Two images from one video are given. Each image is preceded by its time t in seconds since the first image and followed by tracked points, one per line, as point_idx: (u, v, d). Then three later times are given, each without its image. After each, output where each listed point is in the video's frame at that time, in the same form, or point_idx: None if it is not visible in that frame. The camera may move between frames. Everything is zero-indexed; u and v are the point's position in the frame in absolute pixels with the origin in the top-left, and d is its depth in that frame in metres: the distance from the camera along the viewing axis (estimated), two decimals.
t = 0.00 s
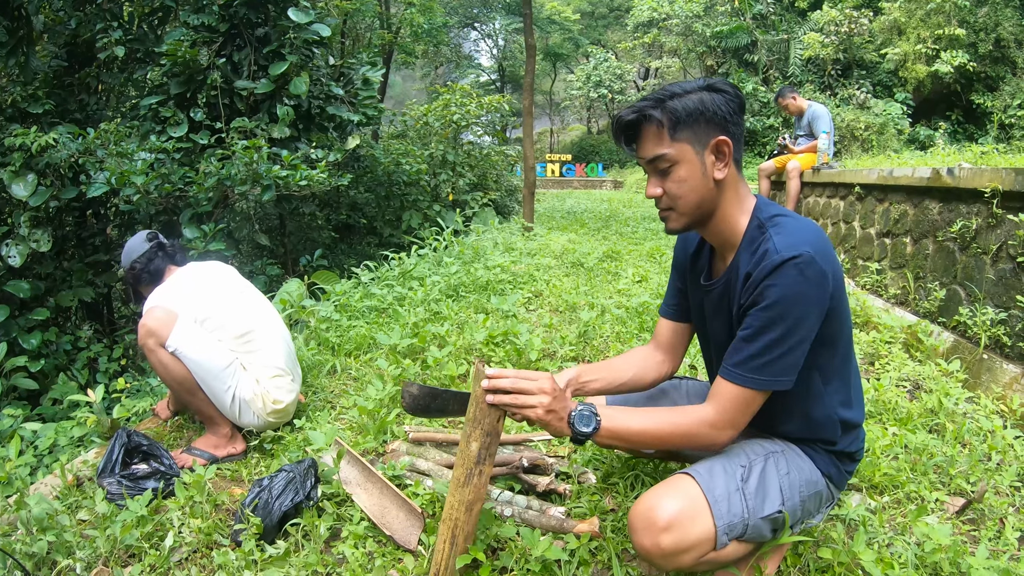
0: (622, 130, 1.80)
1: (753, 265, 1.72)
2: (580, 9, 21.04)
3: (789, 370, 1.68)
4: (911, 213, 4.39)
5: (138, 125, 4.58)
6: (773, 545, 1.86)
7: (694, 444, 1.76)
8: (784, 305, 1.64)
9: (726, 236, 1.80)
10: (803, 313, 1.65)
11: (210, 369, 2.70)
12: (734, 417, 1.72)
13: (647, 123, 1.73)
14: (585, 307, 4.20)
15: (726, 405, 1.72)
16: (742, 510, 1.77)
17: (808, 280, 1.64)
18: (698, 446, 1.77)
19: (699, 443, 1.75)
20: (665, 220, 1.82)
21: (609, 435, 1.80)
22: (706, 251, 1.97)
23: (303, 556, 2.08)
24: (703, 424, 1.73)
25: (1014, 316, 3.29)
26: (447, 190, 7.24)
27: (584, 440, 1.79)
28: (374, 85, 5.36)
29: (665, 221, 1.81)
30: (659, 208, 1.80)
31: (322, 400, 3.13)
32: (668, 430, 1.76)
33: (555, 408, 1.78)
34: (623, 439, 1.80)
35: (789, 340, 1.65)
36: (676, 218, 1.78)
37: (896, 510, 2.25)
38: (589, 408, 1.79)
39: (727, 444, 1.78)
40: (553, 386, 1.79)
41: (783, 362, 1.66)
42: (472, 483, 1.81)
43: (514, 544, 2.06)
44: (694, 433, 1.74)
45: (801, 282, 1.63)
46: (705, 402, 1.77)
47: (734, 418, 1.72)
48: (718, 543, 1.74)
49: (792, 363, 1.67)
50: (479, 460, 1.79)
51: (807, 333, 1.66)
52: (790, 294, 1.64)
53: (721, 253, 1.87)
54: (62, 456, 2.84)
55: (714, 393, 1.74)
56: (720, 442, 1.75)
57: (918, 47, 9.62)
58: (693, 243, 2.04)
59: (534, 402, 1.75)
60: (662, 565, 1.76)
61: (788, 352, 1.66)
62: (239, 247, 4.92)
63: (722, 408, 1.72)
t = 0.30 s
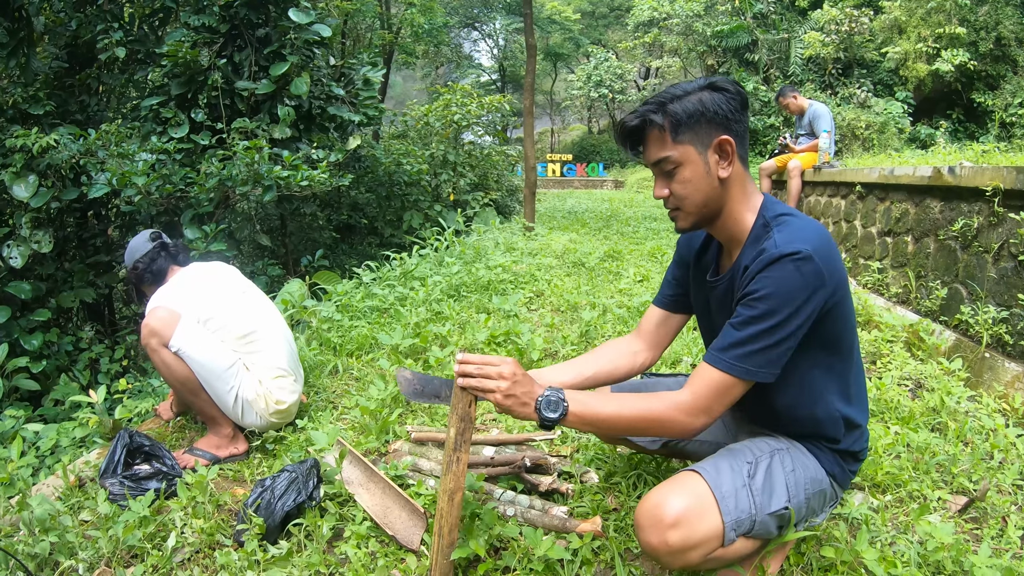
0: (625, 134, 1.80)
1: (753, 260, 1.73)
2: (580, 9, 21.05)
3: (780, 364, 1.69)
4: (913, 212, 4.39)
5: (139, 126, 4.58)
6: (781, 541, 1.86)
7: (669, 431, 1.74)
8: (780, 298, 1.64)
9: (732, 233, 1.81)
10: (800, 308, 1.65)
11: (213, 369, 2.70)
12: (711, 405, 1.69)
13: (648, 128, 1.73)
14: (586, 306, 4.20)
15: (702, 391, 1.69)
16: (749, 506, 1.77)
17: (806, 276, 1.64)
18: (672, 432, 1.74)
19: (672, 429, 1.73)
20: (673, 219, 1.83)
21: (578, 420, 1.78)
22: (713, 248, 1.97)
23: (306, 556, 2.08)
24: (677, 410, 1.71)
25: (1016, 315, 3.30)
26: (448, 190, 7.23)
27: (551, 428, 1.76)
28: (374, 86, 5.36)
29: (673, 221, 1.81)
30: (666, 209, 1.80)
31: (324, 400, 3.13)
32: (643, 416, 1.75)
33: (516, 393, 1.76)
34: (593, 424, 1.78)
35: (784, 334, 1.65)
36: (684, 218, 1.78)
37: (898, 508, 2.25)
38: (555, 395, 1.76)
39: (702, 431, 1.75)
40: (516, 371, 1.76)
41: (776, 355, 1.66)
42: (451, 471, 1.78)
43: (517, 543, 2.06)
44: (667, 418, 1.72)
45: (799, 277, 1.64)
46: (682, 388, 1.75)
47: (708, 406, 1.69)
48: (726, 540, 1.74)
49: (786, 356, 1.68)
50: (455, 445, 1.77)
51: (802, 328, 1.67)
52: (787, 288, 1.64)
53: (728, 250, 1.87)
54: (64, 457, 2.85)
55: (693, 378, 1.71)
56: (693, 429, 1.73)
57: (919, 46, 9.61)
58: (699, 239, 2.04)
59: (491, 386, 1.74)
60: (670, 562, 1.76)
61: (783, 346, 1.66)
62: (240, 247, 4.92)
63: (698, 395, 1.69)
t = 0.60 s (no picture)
0: (630, 128, 1.81)
1: (756, 255, 1.73)
2: (582, 9, 21.05)
3: (779, 359, 1.69)
4: (914, 213, 4.39)
5: (141, 127, 4.59)
6: (771, 538, 1.85)
7: (661, 413, 1.75)
8: (782, 293, 1.64)
9: (736, 230, 1.81)
10: (801, 304, 1.65)
11: (213, 369, 2.70)
12: (704, 390, 1.70)
13: (654, 123, 1.74)
14: (588, 306, 4.21)
15: (696, 375, 1.70)
16: (737, 501, 1.77)
17: (809, 272, 1.64)
18: (665, 415, 1.75)
19: (664, 411, 1.74)
20: (677, 215, 1.83)
21: (575, 403, 1.76)
22: (720, 245, 1.99)
23: (308, 555, 2.09)
24: (672, 392, 1.71)
25: (1017, 316, 3.30)
26: (450, 190, 7.24)
27: (550, 409, 1.75)
28: (375, 86, 5.37)
29: (677, 217, 1.82)
30: (670, 204, 1.80)
31: (326, 400, 3.14)
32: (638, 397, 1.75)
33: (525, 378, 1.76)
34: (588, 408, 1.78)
35: (784, 328, 1.65)
36: (688, 214, 1.78)
37: (900, 508, 2.25)
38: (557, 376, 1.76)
39: (692, 415, 1.76)
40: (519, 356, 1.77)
41: (775, 350, 1.67)
42: (455, 467, 1.76)
43: (519, 543, 2.06)
44: (661, 400, 1.73)
45: (801, 273, 1.64)
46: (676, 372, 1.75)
47: (702, 389, 1.69)
48: (714, 534, 1.75)
49: (784, 351, 1.69)
50: (459, 442, 1.74)
51: (801, 325, 1.67)
52: (788, 283, 1.64)
53: (732, 247, 1.88)
54: (66, 456, 2.85)
55: (688, 362, 1.72)
56: (685, 412, 1.74)
57: (920, 46, 9.62)
58: (706, 237, 2.08)
59: (497, 370, 1.73)
60: (658, 557, 1.76)
61: (782, 340, 1.66)
62: (242, 247, 4.93)
63: (692, 378, 1.70)
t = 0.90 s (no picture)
0: (623, 141, 1.80)
1: (757, 257, 1.73)
2: (584, 9, 21.02)
3: (779, 359, 1.69)
4: (917, 212, 4.38)
5: (142, 126, 4.59)
6: (775, 537, 1.85)
7: (655, 412, 1.75)
8: (782, 294, 1.63)
9: (737, 235, 1.81)
10: (802, 307, 1.65)
11: (216, 369, 2.70)
12: (699, 391, 1.70)
13: (647, 136, 1.73)
14: (589, 306, 4.21)
15: (693, 375, 1.69)
16: (741, 500, 1.77)
17: (810, 274, 1.64)
18: (658, 414, 1.75)
19: (658, 410, 1.74)
20: (677, 224, 1.83)
21: (569, 399, 1.75)
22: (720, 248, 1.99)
23: (309, 555, 2.09)
24: (667, 392, 1.71)
25: (1020, 315, 3.29)
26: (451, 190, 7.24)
27: (542, 403, 1.74)
28: (377, 85, 5.37)
29: (677, 226, 1.82)
30: (668, 215, 1.80)
31: (328, 399, 3.14)
32: (633, 395, 1.74)
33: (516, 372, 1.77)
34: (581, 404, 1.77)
35: (784, 330, 1.65)
36: (687, 223, 1.79)
37: (902, 508, 2.25)
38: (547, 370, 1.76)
39: (685, 415, 1.76)
40: (505, 350, 1.78)
41: (775, 351, 1.67)
42: (450, 460, 1.76)
43: (520, 543, 2.06)
44: (656, 400, 1.72)
45: (802, 275, 1.63)
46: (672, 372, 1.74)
47: (697, 391, 1.69)
48: (717, 533, 1.74)
49: (784, 352, 1.69)
50: (453, 433, 1.75)
51: (801, 326, 1.67)
52: (788, 285, 1.64)
53: (732, 253, 1.87)
54: (68, 456, 2.85)
55: (685, 361, 1.71)
56: (678, 412, 1.74)
57: (922, 46, 9.61)
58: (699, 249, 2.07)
59: (485, 362, 1.73)
60: (661, 554, 1.78)
61: (781, 342, 1.66)
62: (244, 247, 4.93)
63: (689, 379, 1.69)
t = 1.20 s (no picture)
0: (619, 144, 1.81)
1: (757, 255, 1.73)
2: (585, 8, 21.02)
3: (787, 354, 1.67)
4: (917, 211, 4.37)
5: (143, 127, 4.60)
6: (777, 537, 1.85)
7: (661, 421, 1.68)
8: (787, 286, 1.63)
9: (732, 240, 1.81)
10: (806, 299, 1.64)
11: (216, 369, 2.70)
12: (707, 396, 1.65)
13: (642, 138, 1.73)
14: (590, 305, 4.21)
15: (700, 379, 1.65)
16: (744, 497, 1.77)
17: (811, 266, 1.64)
18: (664, 424, 1.68)
19: (664, 418, 1.67)
20: (668, 229, 1.83)
21: (567, 411, 1.69)
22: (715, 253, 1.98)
23: (309, 555, 2.09)
24: (674, 400, 1.64)
25: (1021, 314, 3.29)
26: (452, 190, 7.24)
27: (540, 419, 1.68)
28: (378, 85, 5.37)
29: (669, 230, 1.81)
30: (660, 219, 1.80)
31: (329, 399, 3.14)
32: (638, 403, 1.67)
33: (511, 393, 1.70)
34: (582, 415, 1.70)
35: (790, 322, 1.64)
36: (679, 226, 1.78)
37: (903, 507, 2.24)
38: (544, 385, 1.70)
39: (691, 423, 1.70)
40: (495, 368, 1.69)
41: (783, 344, 1.65)
42: (439, 478, 1.73)
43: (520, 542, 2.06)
44: (662, 407, 1.65)
45: (804, 266, 1.64)
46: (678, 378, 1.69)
47: (704, 397, 1.64)
48: (720, 530, 1.75)
49: (791, 346, 1.67)
50: (439, 454, 1.71)
51: (807, 319, 1.66)
52: (792, 277, 1.63)
53: (728, 257, 1.87)
54: (69, 456, 2.85)
55: (691, 365, 1.67)
56: (687, 419, 1.67)
57: (923, 44, 9.60)
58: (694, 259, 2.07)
59: (473, 386, 1.66)
60: (663, 549, 1.79)
61: (788, 334, 1.65)
62: (245, 247, 4.93)
63: (697, 383, 1.64)
